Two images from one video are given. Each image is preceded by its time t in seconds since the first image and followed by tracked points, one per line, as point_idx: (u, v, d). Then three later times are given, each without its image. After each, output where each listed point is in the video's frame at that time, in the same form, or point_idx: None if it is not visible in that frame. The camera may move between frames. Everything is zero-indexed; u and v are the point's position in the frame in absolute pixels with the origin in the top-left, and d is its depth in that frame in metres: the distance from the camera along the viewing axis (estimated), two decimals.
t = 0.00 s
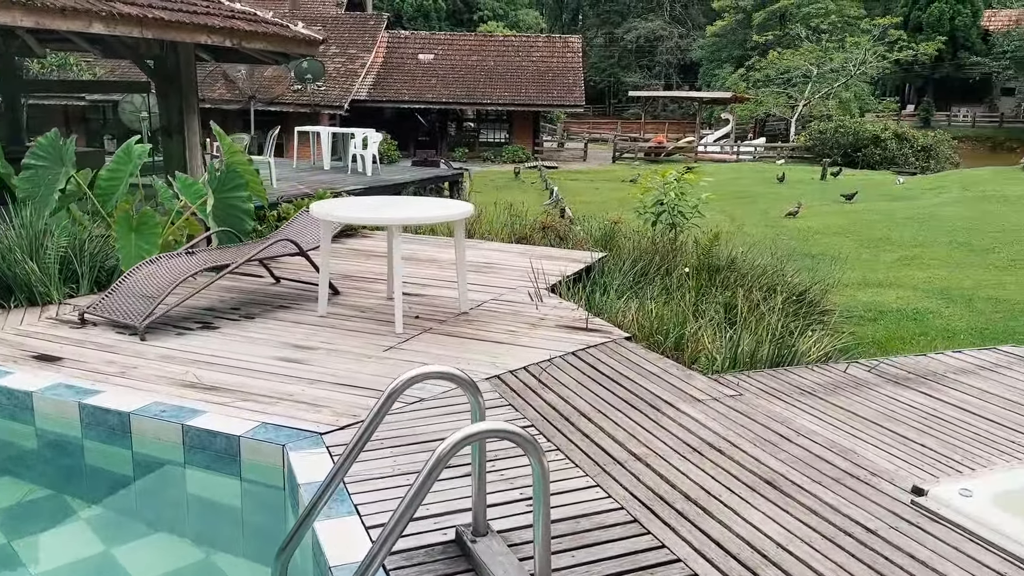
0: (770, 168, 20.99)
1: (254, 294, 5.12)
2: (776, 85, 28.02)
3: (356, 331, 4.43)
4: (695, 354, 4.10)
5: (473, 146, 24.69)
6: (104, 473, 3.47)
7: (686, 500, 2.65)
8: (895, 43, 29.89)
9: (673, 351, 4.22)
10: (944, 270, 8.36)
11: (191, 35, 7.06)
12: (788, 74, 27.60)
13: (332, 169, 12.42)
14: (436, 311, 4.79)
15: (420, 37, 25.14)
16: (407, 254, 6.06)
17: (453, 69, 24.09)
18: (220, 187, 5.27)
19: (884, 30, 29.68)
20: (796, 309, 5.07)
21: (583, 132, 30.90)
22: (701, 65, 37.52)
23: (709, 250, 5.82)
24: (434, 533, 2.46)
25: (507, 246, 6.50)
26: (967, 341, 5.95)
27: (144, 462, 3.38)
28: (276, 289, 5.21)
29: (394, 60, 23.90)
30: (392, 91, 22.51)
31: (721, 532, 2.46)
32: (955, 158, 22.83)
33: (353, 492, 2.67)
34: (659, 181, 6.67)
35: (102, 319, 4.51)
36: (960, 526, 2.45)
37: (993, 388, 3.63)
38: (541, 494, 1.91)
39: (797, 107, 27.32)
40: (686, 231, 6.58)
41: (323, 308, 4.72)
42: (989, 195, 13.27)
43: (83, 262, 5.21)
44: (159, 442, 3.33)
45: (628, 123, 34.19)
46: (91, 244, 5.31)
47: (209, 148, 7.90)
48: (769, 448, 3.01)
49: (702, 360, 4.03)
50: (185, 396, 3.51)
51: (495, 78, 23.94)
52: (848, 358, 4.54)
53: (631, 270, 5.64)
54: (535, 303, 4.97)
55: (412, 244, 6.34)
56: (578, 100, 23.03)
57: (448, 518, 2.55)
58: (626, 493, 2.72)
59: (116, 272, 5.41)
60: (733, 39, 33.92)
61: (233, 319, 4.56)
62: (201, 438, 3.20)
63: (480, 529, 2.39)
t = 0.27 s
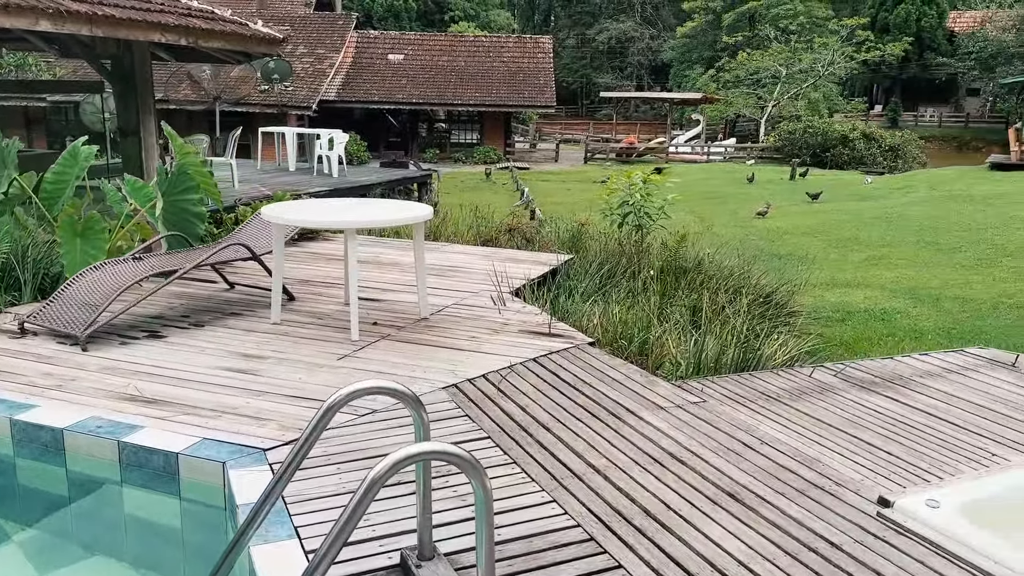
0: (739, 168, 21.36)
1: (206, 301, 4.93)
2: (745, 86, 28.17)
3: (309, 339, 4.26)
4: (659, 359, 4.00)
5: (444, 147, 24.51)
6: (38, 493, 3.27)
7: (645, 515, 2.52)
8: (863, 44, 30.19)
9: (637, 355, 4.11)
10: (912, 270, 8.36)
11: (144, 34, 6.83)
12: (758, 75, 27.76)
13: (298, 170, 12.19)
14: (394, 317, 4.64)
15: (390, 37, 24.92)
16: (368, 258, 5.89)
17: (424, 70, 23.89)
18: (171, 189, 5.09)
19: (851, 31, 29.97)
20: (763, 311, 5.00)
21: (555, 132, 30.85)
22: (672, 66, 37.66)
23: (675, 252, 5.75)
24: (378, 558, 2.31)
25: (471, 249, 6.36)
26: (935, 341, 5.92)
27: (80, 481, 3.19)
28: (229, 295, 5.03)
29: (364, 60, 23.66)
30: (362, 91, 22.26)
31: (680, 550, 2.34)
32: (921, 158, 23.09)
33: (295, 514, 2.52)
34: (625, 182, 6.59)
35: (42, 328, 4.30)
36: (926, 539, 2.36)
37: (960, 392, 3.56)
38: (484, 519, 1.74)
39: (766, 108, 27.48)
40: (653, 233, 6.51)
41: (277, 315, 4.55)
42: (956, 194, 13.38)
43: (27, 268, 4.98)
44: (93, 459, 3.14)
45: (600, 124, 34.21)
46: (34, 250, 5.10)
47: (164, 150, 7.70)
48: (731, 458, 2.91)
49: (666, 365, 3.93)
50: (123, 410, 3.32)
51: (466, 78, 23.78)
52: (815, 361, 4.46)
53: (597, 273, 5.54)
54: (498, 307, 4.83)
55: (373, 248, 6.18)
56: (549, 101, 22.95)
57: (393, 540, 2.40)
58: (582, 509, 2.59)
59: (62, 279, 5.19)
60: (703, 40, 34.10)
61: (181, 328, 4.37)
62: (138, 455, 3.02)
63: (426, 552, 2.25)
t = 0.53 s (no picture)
0: (707, 168, 21.58)
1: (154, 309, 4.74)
2: (714, 87, 28.29)
3: (260, 348, 4.08)
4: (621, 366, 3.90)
5: (413, 148, 24.30)
6: None
7: (601, 534, 2.41)
8: (829, 44, 30.46)
9: (599, 362, 4.00)
10: (878, 270, 8.37)
11: (92, 32, 6.59)
12: (726, 76, 27.91)
13: (261, 173, 11.94)
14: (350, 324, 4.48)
15: (358, 37, 24.65)
16: (327, 263, 5.73)
17: (392, 70, 23.65)
18: (117, 193, 4.88)
19: (817, 32, 30.24)
20: (729, 315, 4.92)
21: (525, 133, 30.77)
22: (642, 67, 37.75)
23: (640, 254, 5.66)
24: None
25: (433, 253, 6.22)
26: (900, 342, 5.89)
27: (8, 504, 3.00)
28: (179, 303, 4.83)
29: (331, 61, 23.37)
30: (329, 92, 21.97)
31: (636, 572, 2.22)
32: (887, 158, 23.36)
33: (230, 541, 2.35)
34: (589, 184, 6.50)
35: None
36: (891, 556, 2.27)
37: (925, 397, 3.50)
38: (420, 554, 1.54)
39: (734, 109, 27.62)
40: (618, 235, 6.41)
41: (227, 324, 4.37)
42: (920, 193, 13.49)
43: None
44: (22, 481, 2.95)
45: (570, 125, 34.19)
46: None
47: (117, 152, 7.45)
48: (692, 471, 2.80)
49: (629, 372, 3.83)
50: (55, 428, 3.14)
51: (435, 79, 23.59)
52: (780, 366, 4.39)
53: (560, 277, 5.43)
54: (459, 313, 4.70)
55: (331, 252, 6.01)
56: (518, 102, 22.85)
57: (334, 568, 2.25)
58: (536, 528, 2.46)
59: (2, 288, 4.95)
60: (672, 41, 34.24)
61: (125, 338, 4.18)
62: (68, 476, 2.84)
63: None
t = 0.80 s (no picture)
0: (677, 168, 21.68)
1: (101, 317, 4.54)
2: (684, 88, 28.38)
3: (209, 357, 3.91)
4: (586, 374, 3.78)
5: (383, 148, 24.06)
6: None
7: (559, 554, 2.28)
8: (798, 45, 30.70)
9: (563, 369, 3.89)
10: (846, 270, 8.37)
11: (42, 29, 6.34)
12: (696, 76, 28.02)
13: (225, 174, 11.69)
14: (306, 331, 4.32)
15: (326, 37, 24.36)
16: (285, 267, 5.55)
17: (361, 70, 23.40)
18: (62, 196, 4.69)
19: (786, 33, 30.48)
20: (696, 317, 4.84)
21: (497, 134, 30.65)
22: (613, 68, 37.81)
23: (605, 256, 5.57)
24: None
25: (396, 256, 6.06)
26: (868, 343, 5.86)
27: None
28: (128, 311, 4.63)
29: (299, 61, 23.07)
30: (297, 92, 21.67)
31: None
32: (855, 158, 23.58)
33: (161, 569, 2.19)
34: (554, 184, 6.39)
35: None
36: (859, 571, 2.18)
37: (892, 401, 3.43)
38: None
39: (704, 109, 27.74)
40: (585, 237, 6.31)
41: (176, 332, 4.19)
42: (888, 193, 13.58)
43: None
44: None
45: (542, 125, 34.14)
46: None
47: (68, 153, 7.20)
48: (656, 483, 2.69)
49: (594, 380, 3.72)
50: None
51: (405, 79, 23.38)
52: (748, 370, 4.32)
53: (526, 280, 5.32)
54: (420, 318, 4.55)
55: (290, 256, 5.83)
56: (489, 102, 22.72)
57: None
58: (492, 548, 2.33)
59: None
60: (642, 42, 34.34)
61: (67, 348, 3.98)
62: None
63: None
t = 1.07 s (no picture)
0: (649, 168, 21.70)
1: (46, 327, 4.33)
2: (656, 88, 28.43)
3: (157, 369, 3.74)
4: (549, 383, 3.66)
5: (354, 149, 23.80)
6: None
7: None
8: (768, 46, 30.91)
9: (526, 378, 3.76)
10: (816, 270, 8.35)
11: None
12: (668, 77, 28.08)
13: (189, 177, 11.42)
14: (261, 341, 4.15)
15: (295, 37, 24.05)
16: (243, 273, 5.37)
17: (331, 70, 23.13)
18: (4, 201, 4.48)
19: (756, 34, 30.67)
20: (664, 322, 4.74)
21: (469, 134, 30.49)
22: (585, 68, 37.81)
23: (572, 259, 5.45)
24: None
25: (359, 261, 5.90)
26: (837, 345, 5.81)
27: None
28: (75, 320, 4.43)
29: (267, 61, 22.74)
30: (265, 92, 21.35)
31: None
32: (825, 158, 23.74)
33: None
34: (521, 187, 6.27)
35: None
36: None
37: (861, 408, 3.35)
38: None
39: (676, 110, 27.80)
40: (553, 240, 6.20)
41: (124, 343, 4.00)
42: (857, 192, 13.65)
43: None
44: None
45: (515, 126, 34.03)
46: None
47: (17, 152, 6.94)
48: (619, 499, 2.58)
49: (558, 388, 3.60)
50: None
51: (375, 79, 23.14)
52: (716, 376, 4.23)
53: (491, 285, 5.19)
54: (380, 326, 4.41)
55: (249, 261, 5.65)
56: (461, 102, 22.55)
57: None
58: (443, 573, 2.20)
59: None
60: (614, 43, 34.38)
61: (6, 361, 3.79)
62: None
63: None
